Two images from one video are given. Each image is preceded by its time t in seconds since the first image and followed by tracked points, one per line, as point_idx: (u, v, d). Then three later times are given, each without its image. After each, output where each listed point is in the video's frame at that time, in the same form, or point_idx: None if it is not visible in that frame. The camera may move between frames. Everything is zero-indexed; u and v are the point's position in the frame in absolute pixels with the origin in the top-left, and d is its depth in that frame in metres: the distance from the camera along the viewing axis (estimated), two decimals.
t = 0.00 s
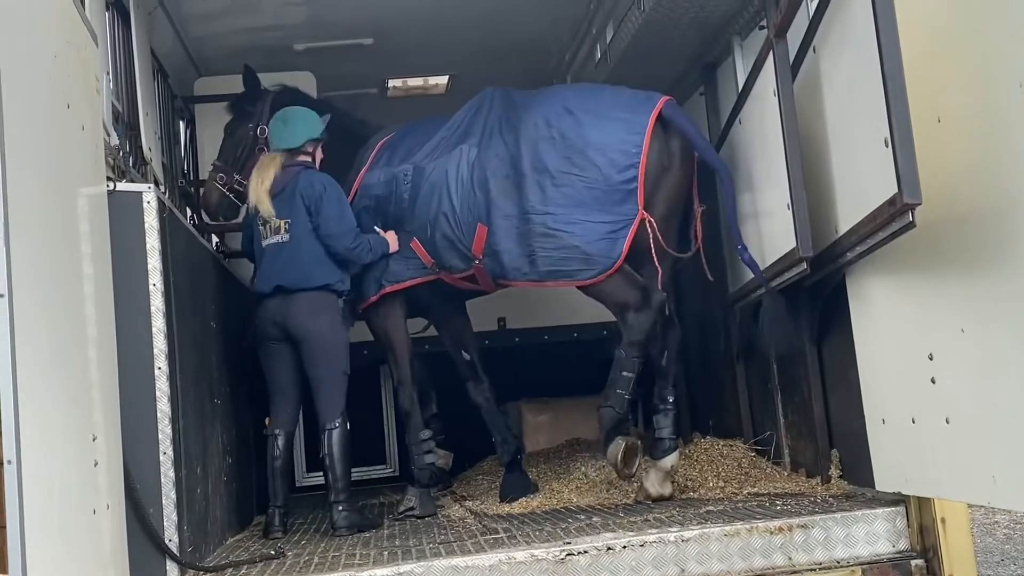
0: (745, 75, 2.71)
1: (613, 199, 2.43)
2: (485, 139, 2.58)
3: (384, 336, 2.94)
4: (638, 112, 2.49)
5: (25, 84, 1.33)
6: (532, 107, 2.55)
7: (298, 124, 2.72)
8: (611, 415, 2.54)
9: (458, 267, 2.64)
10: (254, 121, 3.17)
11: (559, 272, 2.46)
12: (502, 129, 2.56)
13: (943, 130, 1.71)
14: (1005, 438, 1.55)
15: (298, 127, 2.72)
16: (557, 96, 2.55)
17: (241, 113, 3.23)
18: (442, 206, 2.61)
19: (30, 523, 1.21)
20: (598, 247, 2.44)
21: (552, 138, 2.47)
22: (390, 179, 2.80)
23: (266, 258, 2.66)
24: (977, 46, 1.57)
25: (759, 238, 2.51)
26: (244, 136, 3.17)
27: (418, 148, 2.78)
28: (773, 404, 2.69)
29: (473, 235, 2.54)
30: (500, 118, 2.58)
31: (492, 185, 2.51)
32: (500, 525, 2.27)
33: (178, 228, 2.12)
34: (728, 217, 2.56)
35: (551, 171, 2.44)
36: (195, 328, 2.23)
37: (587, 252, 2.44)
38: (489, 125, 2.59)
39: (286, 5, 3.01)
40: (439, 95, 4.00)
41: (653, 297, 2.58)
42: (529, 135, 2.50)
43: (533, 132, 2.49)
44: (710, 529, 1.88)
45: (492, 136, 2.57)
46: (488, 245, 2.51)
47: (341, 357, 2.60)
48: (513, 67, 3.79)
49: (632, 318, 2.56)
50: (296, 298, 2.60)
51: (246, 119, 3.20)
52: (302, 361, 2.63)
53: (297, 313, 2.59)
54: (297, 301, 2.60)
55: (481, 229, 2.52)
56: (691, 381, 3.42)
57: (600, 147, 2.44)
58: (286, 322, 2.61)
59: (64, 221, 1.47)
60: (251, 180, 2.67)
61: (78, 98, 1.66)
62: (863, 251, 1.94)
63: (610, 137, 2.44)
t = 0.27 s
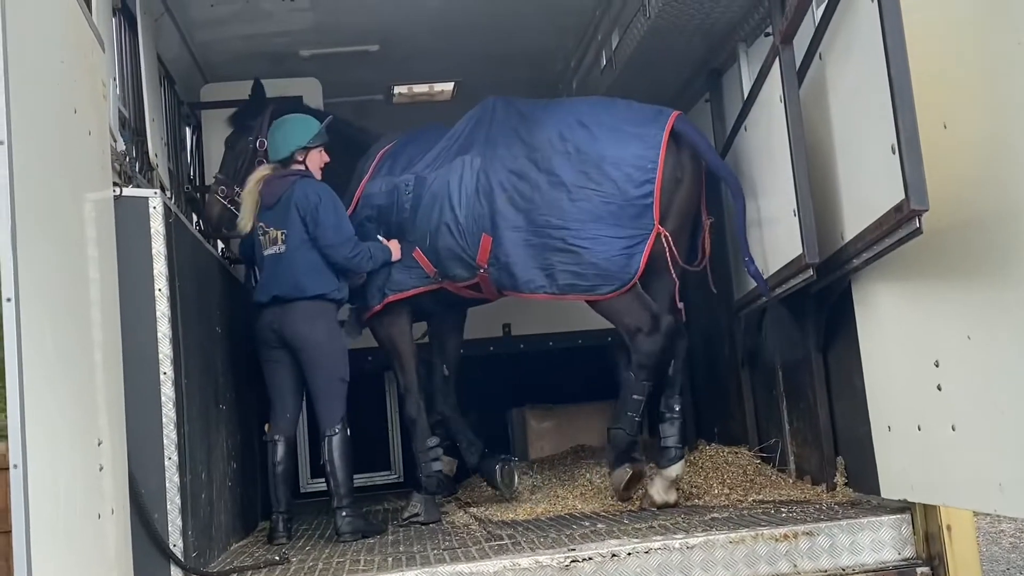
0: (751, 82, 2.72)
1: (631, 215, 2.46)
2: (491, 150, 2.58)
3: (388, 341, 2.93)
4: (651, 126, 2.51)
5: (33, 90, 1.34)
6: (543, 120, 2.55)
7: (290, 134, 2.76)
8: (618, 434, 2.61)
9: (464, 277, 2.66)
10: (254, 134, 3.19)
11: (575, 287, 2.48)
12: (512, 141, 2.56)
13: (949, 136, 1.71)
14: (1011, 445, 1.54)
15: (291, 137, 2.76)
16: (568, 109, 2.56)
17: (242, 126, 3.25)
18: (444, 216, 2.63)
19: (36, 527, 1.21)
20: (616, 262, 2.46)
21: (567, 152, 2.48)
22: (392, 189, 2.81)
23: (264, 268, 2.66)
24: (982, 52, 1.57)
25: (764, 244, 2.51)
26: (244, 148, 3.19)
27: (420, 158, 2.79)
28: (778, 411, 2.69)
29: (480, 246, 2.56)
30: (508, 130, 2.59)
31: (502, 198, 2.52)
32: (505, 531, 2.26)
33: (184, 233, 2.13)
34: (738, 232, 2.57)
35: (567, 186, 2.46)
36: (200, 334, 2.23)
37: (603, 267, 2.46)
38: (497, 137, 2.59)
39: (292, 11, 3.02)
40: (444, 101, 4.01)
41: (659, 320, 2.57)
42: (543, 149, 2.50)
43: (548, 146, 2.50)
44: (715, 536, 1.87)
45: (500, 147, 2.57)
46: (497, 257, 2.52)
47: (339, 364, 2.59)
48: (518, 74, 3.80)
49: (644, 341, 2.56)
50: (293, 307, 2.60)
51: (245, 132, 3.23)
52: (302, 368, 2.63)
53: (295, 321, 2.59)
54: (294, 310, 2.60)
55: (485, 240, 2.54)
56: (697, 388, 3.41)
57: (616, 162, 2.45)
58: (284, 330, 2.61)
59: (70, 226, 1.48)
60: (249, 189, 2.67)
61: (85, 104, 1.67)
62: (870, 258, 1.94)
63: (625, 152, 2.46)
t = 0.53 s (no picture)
0: (757, 85, 2.72)
1: (630, 221, 2.44)
2: (499, 158, 2.58)
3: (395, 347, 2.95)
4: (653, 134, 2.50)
5: (36, 92, 1.34)
6: (546, 127, 2.55)
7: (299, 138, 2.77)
8: (602, 450, 2.62)
9: (470, 282, 2.66)
10: (259, 134, 3.23)
11: (574, 293, 2.46)
12: (517, 148, 2.56)
13: (956, 140, 1.70)
14: (1017, 451, 1.53)
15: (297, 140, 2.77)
16: (572, 116, 2.56)
17: (246, 128, 3.28)
18: (451, 221, 2.62)
19: (38, 530, 1.21)
20: (614, 268, 2.44)
21: (568, 159, 2.46)
22: (400, 193, 2.80)
23: (272, 272, 2.67)
24: (988, 57, 1.56)
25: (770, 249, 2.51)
26: (248, 150, 3.22)
27: (428, 163, 2.79)
28: (783, 416, 2.68)
29: (486, 250, 2.55)
30: (514, 138, 2.59)
31: (506, 204, 2.51)
32: (508, 536, 2.25)
33: (188, 236, 2.13)
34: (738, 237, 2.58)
35: (567, 192, 2.44)
36: (204, 337, 2.23)
37: (602, 274, 2.44)
38: (504, 146, 2.59)
39: (297, 14, 3.03)
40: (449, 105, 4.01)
41: (641, 343, 2.62)
42: (544, 155, 2.49)
43: (549, 152, 2.49)
44: (720, 541, 1.86)
45: (506, 155, 2.57)
46: (501, 264, 2.52)
47: (354, 365, 2.58)
48: (523, 78, 3.80)
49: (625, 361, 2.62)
50: (303, 311, 2.61)
51: (249, 134, 3.26)
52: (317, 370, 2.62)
53: (307, 324, 2.60)
54: (305, 313, 2.61)
55: (492, 245, 2.53)
56: (701, 393, 3.40)
57: (615, 168, 2.44)
58: (297, 333, 2.61)
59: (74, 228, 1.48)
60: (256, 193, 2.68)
61: (90, 106, 1.67)
62: (876, 262, 1.93)
63: (625, 159, 2.44)
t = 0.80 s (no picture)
0: (763, 87, 2.71)
1: (632, 223, 2.44)
2: (503, 161, 2.60)
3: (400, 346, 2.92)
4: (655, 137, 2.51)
5: (42, 90, 1.35)
6: (549, 128, 2.55)
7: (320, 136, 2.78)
8: (623, 470, 2.59)
9: (474, 284, 2.68)
10: (263, 132, 3.22)
11: (576, 294, 2.46)
12: (520, 150, 2.57)
13: (962, 142, 1.70)
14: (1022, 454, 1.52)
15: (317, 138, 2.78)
16: (575, 117, 2.56)
17: (249, 126, 3.25)
18: (458, 224, 2.65)
19: (40, 527, 1.21)
20: (616, 269, 2.43)
21: (570, 160, 2.47)
22: (405, 194, 2.79)
23: (298, 271, 2.65)
24: (995, 57, 1.55)
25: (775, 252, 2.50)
26: (251, 147, 3.24)
27: (433, 165, 2.80)
28: (788, 419, 2.67)
29: (491, 253, 2.58)
30: (517, 140, 2.60)
31: (510, 206, 2.52)
32: (511, 537, 2.25)
33: (193, 235, 2.13)
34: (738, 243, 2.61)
35: (569, 193, 2.44)
36: (208, 337, 2.23)
37: (605, 274, 2.43)
38: (508, 148, 2.61)
39: (303, 15, 3.03)
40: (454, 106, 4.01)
41: (642, 356, 2.61)
42: (546, 156, 2.50)
43: (551, 154, 2.49)
44: (724, 543, 1.86)
45: (510, 157, 2.59)
46: (506, 266, 2.53)
47: (376, 363, 2.57)
48: (529, 80, 3.80)
49: (630, 380, 2.60)
50: (331, 309, 2.59)
51: (252, 132, 3.24)
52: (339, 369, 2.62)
53: (332, 323, 2.59)
54: (332, 311, 2.60)
55: (497, 248, 2.56)
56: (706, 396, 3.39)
57: (617, 171, 2.44)
58: (323, 332, 2.60)
59: (78, 226, 1.48)
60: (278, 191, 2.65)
61: (95, 105, 1.67)
62: (881, 264, 1.92)
63: (626, 161, 2.45)
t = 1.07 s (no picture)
0: (769, 88, 2.70)
1: (641, 223, 2.47)
2: (510, 160, 2.61)
3: (404, 346, 2.93)
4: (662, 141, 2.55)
5: (48, 89, 1.35)
6: (557, 128, 2.57)
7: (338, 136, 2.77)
8: (632, 475, 2.58)
9: (480, 284, 2.68)
10: (262, 135, 3.23)
11: (583, 291, 2.46)
12: (528, 149, 2.59)
13: (967, 143, 1.69)
14: None
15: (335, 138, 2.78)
16: (584, 118, 2.59)
17: (248, 128, 3.25)
18: (464, 222, 2.66)
19: (42, 524, 1.21)
20: (623, 267, 2.45)
21: (580, 160, 2.49)
22: (411, 193, 2.79)
23: (309, 268, 2.64)
24: (1002, 58, 1.54)
25: (779, 253, 2.49)
26: (250, 149, 3.23)
27: (438, 166, 2.82)
28: (792, 421, 2.66)
29: (497, 251, 2.59)
30: (525, 139, 2.62)
31: (518, 204, 2.53)
32: (514, 537, 2.24)
33: (197, 234, 2.13)
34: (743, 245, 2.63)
35: (579, 192, 2.46)
36: (212, 336, 2.24)
37: (612, 272, 2.44)
38: (515, 147, 2.62)
39: (308, 14, 3.03)
40: (460, 107, 4.01)
41: (649, 359, 2.62)
42: (556, 155, 2.52)
43: (560, 153, 2.52)
44: (726, 544, 1.85)
45: (517, 156, 2.60)
46: (514, 264, 2.55)
47: (384, 364, 2.57)
48: (534, 80, 3.80)
49: (639, 387, 2.61)
50: (342, 306, 2.58)
51: (251, 134, 3.24)
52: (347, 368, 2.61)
53: (344, 320, 2.57)
54: (343, 309, 2.58)
55: (505, 246, 2.57)
56: (709, 397, 3.39)
57: (627, 172, 2.48)
58: (334, 330, 2.59)
59: (82, 224, 1.48)
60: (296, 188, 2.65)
61: (100, 104, 1.68)
62: (887, 265, 1.92)
63: (636, 162, 2.49)
